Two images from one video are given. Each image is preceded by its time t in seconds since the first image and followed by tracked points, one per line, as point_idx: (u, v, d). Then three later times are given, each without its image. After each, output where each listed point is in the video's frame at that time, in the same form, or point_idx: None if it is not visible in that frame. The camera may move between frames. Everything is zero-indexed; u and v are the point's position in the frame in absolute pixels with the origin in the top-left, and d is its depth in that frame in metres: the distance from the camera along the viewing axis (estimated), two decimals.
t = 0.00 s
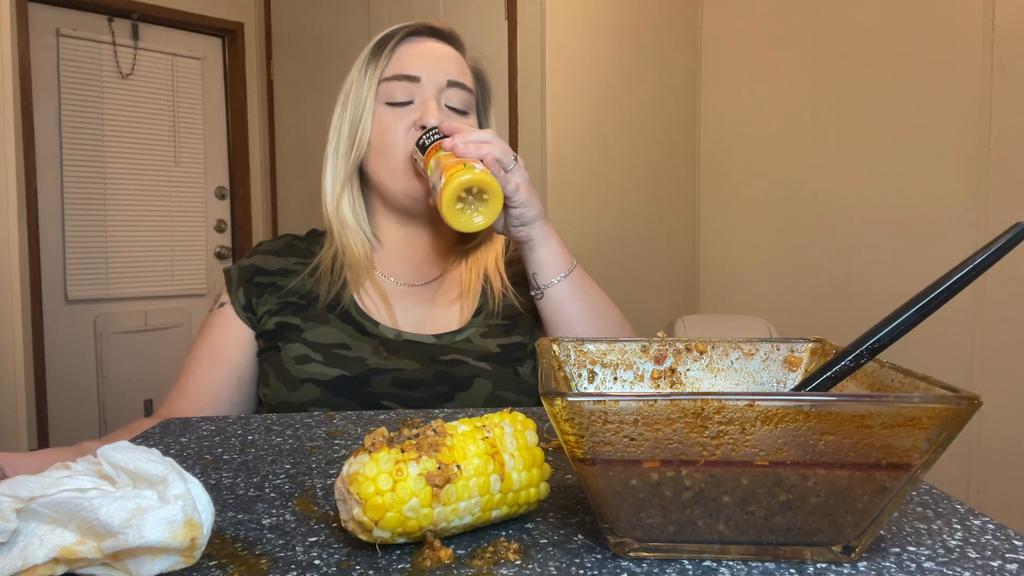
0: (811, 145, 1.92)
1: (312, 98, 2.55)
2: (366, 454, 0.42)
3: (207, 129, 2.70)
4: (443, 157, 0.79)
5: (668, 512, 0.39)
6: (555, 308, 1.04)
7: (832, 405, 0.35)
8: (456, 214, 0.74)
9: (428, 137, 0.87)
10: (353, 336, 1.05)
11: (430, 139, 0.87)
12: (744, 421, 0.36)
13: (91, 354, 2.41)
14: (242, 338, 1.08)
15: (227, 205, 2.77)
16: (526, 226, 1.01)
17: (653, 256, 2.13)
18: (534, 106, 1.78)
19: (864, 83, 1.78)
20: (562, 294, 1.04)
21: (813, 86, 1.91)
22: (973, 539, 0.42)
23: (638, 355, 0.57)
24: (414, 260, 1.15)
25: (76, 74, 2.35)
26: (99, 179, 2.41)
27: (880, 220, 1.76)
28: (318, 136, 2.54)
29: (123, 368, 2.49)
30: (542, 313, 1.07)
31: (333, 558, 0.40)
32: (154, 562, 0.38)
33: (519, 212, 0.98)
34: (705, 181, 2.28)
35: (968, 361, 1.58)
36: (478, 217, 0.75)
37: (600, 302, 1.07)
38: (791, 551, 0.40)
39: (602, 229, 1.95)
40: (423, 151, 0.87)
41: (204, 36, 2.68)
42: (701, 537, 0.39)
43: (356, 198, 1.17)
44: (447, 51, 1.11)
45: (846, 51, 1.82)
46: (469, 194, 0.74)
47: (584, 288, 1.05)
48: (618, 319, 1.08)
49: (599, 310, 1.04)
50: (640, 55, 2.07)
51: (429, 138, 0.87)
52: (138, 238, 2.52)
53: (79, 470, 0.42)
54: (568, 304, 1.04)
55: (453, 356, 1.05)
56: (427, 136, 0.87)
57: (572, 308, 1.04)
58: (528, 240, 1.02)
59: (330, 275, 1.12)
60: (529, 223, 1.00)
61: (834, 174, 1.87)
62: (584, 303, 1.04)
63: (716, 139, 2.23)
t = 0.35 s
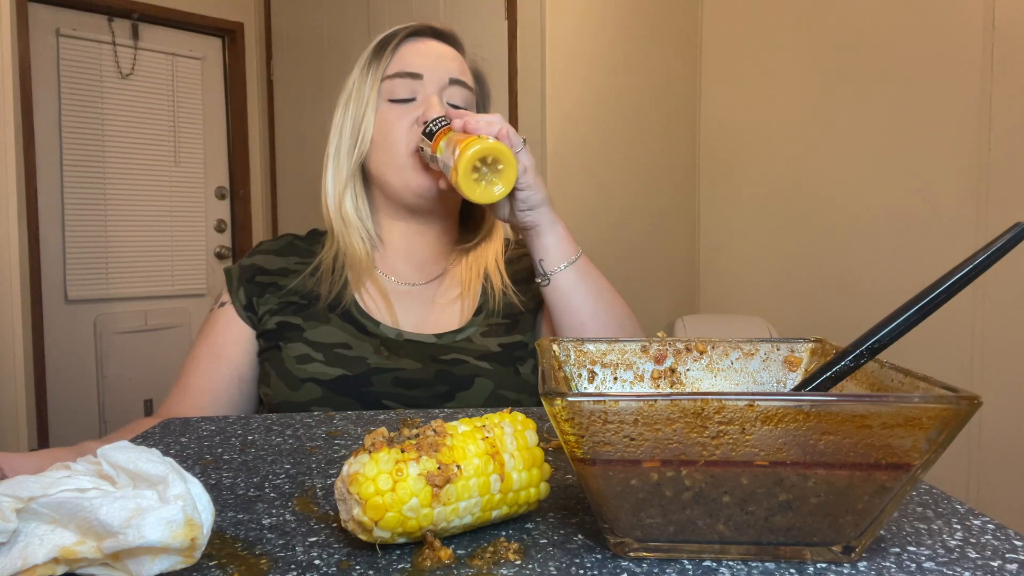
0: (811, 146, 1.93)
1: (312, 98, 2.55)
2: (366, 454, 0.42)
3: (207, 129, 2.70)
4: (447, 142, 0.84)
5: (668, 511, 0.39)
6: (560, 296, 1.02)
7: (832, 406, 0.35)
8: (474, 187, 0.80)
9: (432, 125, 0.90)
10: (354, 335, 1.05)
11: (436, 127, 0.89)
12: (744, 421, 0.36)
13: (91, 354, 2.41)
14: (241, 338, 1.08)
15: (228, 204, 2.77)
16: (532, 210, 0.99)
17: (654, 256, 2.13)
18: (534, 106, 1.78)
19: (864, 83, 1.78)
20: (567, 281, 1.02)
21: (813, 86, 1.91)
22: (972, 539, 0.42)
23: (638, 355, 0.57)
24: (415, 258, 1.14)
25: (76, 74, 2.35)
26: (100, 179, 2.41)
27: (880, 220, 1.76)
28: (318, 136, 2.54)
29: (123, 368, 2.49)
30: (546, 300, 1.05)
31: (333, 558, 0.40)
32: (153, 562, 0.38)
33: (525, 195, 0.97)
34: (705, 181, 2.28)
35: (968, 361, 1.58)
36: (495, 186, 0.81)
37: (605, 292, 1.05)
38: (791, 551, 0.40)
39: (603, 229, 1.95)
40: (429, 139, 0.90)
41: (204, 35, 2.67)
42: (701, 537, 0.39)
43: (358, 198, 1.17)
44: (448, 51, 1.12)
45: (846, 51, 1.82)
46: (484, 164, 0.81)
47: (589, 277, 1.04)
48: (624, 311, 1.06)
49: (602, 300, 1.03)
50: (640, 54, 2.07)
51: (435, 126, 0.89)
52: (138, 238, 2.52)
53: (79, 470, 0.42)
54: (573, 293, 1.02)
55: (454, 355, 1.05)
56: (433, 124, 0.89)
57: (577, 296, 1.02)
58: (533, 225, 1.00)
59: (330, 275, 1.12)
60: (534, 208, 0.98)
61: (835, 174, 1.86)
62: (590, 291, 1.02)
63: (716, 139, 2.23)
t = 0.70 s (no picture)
0: (811, 146, 1.92)
1: (312, 99, 2.55)
2: (366, 454, 0.42)
3: (207, 129, 2.70)
4: (452, 131, 0.86)
5: (667, 512, 0.39)
6: (564, 287, 1.01)
7: (832, 406, 0.35)
8: (491, 168, 0.81)
9: (437, 117, 0.92)
10: (355, 335, 1.05)
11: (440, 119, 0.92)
12: (744, 421, 0.36)
13: (91, 354, 2.41)
14: (242, 338, 1.08)
15: (228, 204, 2.77)
16: (536, 198, 0.98)
17: (654, 256, 2.13)
18: (534, 106, 1.78)
19: (864, 83, 1.78)
20: (572, 271, 1.01)
21: (813, 86, 1.91)
22: (972, 539, 0.42)
23: (638, 355, 0.57)
24: (416, 259, 1.14)
25: (76, 74, 2.35)
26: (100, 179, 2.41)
27: (880, 221, 1.76)
28: (318, 136, 2.54)
29: (123, 367, 2.49)
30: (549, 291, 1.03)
31: (333, 558, 0.40)
32: (153, 562, 0.38)
33: (530, 181, 0.96)
34: (705, 181, 2.28)
35: (968, 361, 1.58)
36: (510, 160, 0.82)
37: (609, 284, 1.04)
38: (791, 551, 0.40)
39: (603, 229, 1.95)
40: (435, 130, 0.92)
41: (204, 35, 2.67)
42: (701, 536, 0.39)
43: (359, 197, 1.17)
44: (449, 52, 1.12)
45: (845, 51, 1.82)
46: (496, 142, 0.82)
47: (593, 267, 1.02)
48: (627, 303, 1.05)
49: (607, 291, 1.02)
50: (640, 55, 2.07)
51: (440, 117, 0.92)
52: (138, 238, 2.52)
53: (79, 470, 0.42)
54: (578, 285, 1.01)
55: (454, 355, 1.05)
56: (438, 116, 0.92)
57: (582, 288, 1.01)
58: (537, 214, 0.99)
59: (331, 275, 1.12)
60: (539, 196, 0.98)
61: (835, 174, 1.86)
62: (595, 281, 1.01)
63: (716, 139, 2.23)
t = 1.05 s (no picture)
0: (811, 146, 1.92)
1: (312, 99, 2.55)
2: (366, 454, 0.42)
3: (207, 129, 2.70)
4: (453, 124, 0.86)
5: (668, 511, 0.39)
6: (566, 280, 1.01)
7: (832, 406, 0.35)
8: (500, 157, 0.81)
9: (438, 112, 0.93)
10: (355, 335, 1.05)
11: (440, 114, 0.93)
12: (744, 421, 0.36)
13: (91, 354, 2.41)
14: (241, 337, 1.08)
15: (228, 205, 2.77)
16: (538, 191, 0.98)
17: (654, 256, 2.13)
18: (534, 106, 1.78)
19: (864, 83, 1.78)
20: (575, 264, 1.01)
21: (813, 86, 1.91)
22: (972, 539, 0.42)
23: (638, 355, 0.57)
24: (417, 258, 1.14)
25: (76, 74, 2.35)
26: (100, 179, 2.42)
27: (880, 221, 1.76)
28: (318, 136, 2.54)
29: (123, 367, 2.49)
30: (552, 284, 1.03)
31: (333, 558, 0.40)
32: (154, 562, 0.38)
33: (531, 174, 0.96)
34: (705, 181, 2.28)
35: (968, 361, 1.58)
36: (516, 145, 0.83)
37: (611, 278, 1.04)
38: (791, 551, 0.40)
39: (603, 228, 1.95)
40: (436, 125, 0.92)
41: (204, 35, 2.67)
42: (701, 536, 0.39)
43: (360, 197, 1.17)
44: (448, 51, 1.12)
45: (845, 51, 1.82)
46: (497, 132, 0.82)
47: (595, 260, 1.02)
48: (630, 299, 1.05)
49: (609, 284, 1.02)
50: (640, 55, 2.07)
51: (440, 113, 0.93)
52: (138, 238, 2.52)
53: (79, 470, 0.42)
54: (580, 278, 1.00)
55: (454, 354, 1.05)
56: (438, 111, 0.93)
57: (585, 280, 1.01)
58: (539, 208, 0.99)
59: (330, 275, 1.12)
60: (541, 189, 0.98)
61: (834, 174, 1.86)
62: (598, 274, 1.01)
63: (716, 139, 2.23)
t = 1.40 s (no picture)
0: (811, 146, 1.92)
1: (312, 99, 2.55)
2: (366, 454, 0.42)
3: (207, 129, 2.70)
4: (453, 119, 0.87)
5: (668, 512, 0.39)
6: (567, 275, 1.01)
7: (832, 406, 0.35)
8: (499, 152, 0.81)
9: (438, 108, 0.93)
10: (355, 334, 1.05)
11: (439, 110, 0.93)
12: (744, 421, 0.36)
13: (91, 354, 2.41)
14: (241, 338, 1.08)
15: (227, 205, 2.77)
16: (537, 186, 0.98)
17: (654, 256, 2.13)
18: (534, 106, 1.78)
19: (864, 83, 1.78)
20: (575, 260, 1.01)
21: (813, 86, 1.91)
22: (972, 539, 0.42)
23: (638, 355, 0.57)
24: (417, 257, 1.14)
25: (76, 74, 2.35)
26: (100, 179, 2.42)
27: (880, 221, 1.76)
28: (318, 136, 2.54)
29: (123, 367, 2.48)
30: (552, 280, 1.04)
31: (333, 558, 0.40)
32: (153, 562, 0.38)
33: (531, 169, 0.96)
34: (705, 181, 2.28)
35: (968, 361, 1.58)
36: (517, 137, 0.82)
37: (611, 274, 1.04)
38: (791, 551, 0.40)
39: (603, 228, 1.95)
40: (436, 121, 0.93)
41: (204, 35, 2.67)
42: (701, 537, 0.39)
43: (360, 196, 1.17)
44: (448, 50, 1.12)
45: (846, 51, 1.82)
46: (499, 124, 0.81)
47: (595, 256, 1.02)
48: (631, 297, 1.05)
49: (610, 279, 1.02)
50: (640, 55, 2.07)
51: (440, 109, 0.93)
52: (138, 237, 2.52)
53: (79, 470, 0.42)
54: (581, 274, 1.01)
55: (454, 354, 1.05)
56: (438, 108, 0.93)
57: (585, 276, 1.01)
58: (539, 203, 0.99)
59: (330, 275, 1.12)
60: (541, 185, 0.98)
61: (834, 174, 1.86)
62: (598, 270, 1.01)
63: (716, 139, 2.23)
